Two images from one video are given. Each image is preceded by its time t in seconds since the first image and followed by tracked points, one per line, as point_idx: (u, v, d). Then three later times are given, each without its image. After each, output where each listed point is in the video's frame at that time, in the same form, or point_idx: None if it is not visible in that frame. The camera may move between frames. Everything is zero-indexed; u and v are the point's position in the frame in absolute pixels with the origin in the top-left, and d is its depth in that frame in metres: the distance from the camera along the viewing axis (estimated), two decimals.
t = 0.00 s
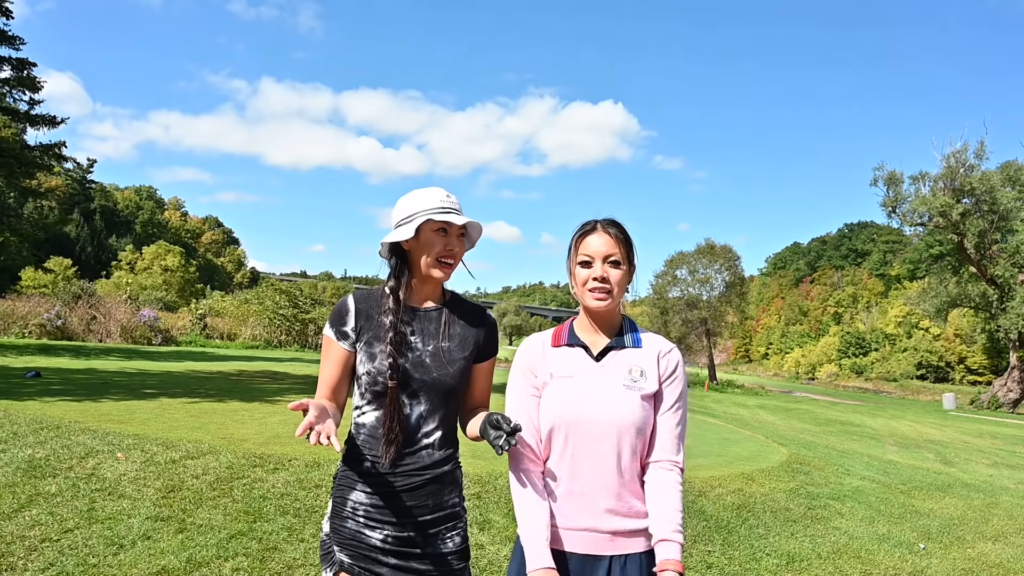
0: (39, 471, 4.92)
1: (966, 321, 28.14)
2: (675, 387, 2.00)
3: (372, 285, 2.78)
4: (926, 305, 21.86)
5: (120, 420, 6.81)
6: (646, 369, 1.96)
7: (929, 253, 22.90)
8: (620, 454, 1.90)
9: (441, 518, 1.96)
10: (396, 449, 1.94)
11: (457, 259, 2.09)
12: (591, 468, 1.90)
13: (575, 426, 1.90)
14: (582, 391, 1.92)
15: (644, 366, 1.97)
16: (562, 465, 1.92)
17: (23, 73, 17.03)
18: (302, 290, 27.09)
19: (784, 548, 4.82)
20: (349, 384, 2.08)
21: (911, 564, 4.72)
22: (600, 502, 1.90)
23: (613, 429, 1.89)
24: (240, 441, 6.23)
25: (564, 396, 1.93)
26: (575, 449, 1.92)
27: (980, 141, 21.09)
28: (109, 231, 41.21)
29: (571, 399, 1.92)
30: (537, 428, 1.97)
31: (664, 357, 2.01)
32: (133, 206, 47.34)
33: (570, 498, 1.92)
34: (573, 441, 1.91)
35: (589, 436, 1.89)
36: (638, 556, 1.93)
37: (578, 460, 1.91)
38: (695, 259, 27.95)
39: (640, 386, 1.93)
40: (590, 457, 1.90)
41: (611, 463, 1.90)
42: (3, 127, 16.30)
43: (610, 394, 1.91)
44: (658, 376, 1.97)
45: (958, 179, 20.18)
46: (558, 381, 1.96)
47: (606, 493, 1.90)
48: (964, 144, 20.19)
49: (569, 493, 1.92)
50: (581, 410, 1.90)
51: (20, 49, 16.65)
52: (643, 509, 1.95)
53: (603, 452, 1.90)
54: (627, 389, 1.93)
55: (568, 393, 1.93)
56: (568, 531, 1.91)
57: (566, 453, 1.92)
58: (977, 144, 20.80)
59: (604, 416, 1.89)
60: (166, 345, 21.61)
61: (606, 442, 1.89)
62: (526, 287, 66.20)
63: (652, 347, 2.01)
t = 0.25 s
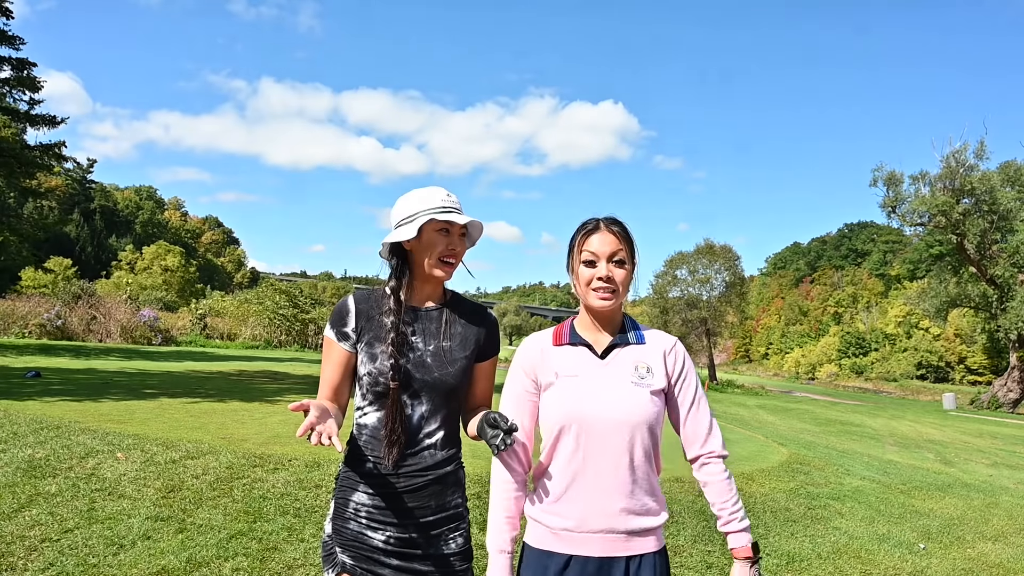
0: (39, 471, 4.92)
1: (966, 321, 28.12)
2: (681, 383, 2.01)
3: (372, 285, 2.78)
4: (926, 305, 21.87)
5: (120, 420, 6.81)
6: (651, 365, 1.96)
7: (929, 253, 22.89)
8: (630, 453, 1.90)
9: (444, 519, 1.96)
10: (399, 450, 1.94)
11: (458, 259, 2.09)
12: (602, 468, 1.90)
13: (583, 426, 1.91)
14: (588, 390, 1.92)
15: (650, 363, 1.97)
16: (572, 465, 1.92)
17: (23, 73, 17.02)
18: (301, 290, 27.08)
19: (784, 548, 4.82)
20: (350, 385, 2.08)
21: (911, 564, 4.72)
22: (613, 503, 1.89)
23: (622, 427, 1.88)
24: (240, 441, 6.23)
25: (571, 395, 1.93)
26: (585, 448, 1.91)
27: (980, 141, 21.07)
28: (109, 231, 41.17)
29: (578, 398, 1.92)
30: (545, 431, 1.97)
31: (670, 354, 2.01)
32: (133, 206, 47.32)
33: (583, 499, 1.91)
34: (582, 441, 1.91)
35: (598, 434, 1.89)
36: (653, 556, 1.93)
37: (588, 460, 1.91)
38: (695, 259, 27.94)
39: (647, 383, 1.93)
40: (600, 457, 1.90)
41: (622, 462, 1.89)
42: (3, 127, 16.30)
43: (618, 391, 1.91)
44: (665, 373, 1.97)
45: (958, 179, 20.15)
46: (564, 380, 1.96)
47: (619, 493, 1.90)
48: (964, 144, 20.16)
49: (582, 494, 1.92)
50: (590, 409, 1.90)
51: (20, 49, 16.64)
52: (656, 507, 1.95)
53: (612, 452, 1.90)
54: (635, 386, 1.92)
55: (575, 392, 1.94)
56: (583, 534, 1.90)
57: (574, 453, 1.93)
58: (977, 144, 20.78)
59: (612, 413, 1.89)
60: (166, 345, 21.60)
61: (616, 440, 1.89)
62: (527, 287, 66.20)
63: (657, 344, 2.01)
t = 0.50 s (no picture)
0: (39, 471, 4.92)
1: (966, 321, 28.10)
2: (685, 384, 2.02)
3: (371, 285, 2.78)
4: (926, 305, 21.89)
5: (120, 420, 6.81)
6: (656, 365, 1.97)
7: (929, 253, 22.89)
8: (635, 455, 1.90)
9: (447, 521, 1.96)
10: (402, 451, 1.94)
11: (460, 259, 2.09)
12: (606, 470, 1.91)
13: (588, 426, 1.91)
14: (593, 391, 1.93)
15: (654, 363, 1.98)
16: (576, 467, 1.93)
17: (23, 73, 17.03)
18: (301, 290, 27.08)
19: (784, 548, 4.82)
20: (353, 386, 2.08)
21: (911, 564, 4.72)
22: (619, 504, 1.90)
23: (628, 427, 1.89)
24: (240, 441, 6.23)
25: (576, 396, 1.94)
26: (591, 449, 1.92)
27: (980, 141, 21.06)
28: (109, 231, 41.16)
29: (584, 398, 1.93)
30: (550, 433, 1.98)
31: (675, 354, 2.02)
32: (133, 206, 47.32)
33: (588, 501, 1.92)
34: (587, 442, 1.92)
35: (602, 436, 1.90)
36: (661, 556, 1.93)
37: (594, 462, 1.92)
38: (695, 259, 27.93)
39: (652, 384, 1.94)
40: (606, 458, 1.91)
41: (628, 462, 1.90)
42: (3, 127, 16.31)
43: (621, 393, 1.92)
44: (669, 375, 1.98)
45: (958, 179, 20.13)
46: (568, 383, 1.96)
47: (626, 493, 1.90)
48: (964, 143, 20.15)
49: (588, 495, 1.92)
50: (596, 410, 1.91)
51: (20, 49, 16.64)
52: (663, 507, 1.95)
53: (618, 452, 1.90)
54: (640, 387, 1.93)
55: (580, 393, 1.94)
56: (590, 536, 1.90)
57: (579, 455, 1.93)
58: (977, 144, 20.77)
59: (617, 413, 1.90)
60: (166, 345, 21.60)
61: (622, 440, 1.90)
62: (527, 288, 66.20)
63: (662, 344, 2.01)
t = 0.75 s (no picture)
0: (39, 471, 4.92)
1: (966, 321, 28.08)
2: (687, 387, 2.02)
3: (371, 284, 2.78)
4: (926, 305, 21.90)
5: (120, 420, 6.81)
6: (658, 368, 1.97)
7: (929, 253, 22.87)
8: (634, 457, 1.90)
9: (449, 522, 1.95)
10: (403, 452, 1.94)
11: (459, 258, 2.09)
12: (605, 472, 1.91)
13: (590, 427, 1.91)
14: (595, 392, 1.93)
15: (656, 364, 1.97)
16: (577, 468, 1.93)
17: (23, 73, 17.02)
18: (301, 290, 27.07)
19: (784, 548, 4.82)
20: (355, 386, 2.09)
21: (911, 563, 4.72)
22: (618, 505, 1.90)
23: (630, 429, 1.89)
24: (240, 441, 6.23)
25: (577, 397, 1.94)
26: (592, 450, 1.92)
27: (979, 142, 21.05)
28: (109, 231, 41.15)
29: (586, 400, 1.93)
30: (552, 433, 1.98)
31: (676, 356, 2.01)
32: (133, 206, 47.31)
33: (589, 501, 1.92)
34: (588, 443, 1.92)
35: (603, 438, 1.90)
36: (660, 556, 1.93)
37: (594, 463, 1.92)
38: (695, 259, 27.92)
39: (654, 386, 1.94)
40: (606, 460, 1.91)
41: (628, 463, 1.90)
42: (3, 127, 16.32)
43: (622, 394, 1.92)
44: (670, 377, 1.98)
45: (957, 180, 20.11)
46: (570, 384, 1.96)
47: (625, 494, 1.90)
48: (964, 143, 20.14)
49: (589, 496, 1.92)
50: (598, 410, 1.91)
51: (20, 49, 16.63)
52: (663, 509, 1.95)
53: (619, 453, 1.90)
54: (641, 389, 1.93)
55: (581, 394, 1.94)
56: (588, 536, 1.90)
57: (580, 456, 1.93)
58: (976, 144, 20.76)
59: (620, 414, 1.89)
60: (166, 345, 21.59)
61: (623, 441, 1.90)
62: (527, 288, 66.19)
63: (664, 344, 2.01)
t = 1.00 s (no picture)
0: (39, 471, 4.92)
1: (966, 321, 28.07)
2: (689, 388, 1.97)
3: (373, 284, 2.78)
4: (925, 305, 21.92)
5: (120, 420, 6.81)
6: (657, 370, 1.93)
7: (929, 253, 22.87)
8: (628, 459, 1.89)
9: (450, 522, 1.95)
10: (404, 453, 1.94)
11: (456, 257, 2.08)
12: (599, 472, 1.90)
13: (584, 429, 1.92)
14: (591, 394, 1.93)
15: (655, 366, 1.94)
16: (570, 467, 1.94)
17: (23, 73, 17.03)
18: (301, 290, 27.08)
19: (784, 549, 4.82)
20: (355, 386, 2.09)
21: (911, 563, 4.72)
22: (610, 505, 1.90)
23: (624, 431, 1.88)
24: (240, 441, 6.23)
25: (574, 397, 1.95)
26: (586, 451, 1.92)
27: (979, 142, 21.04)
28: (109, 231, 41.14)
29: (581, 401, 1.94)
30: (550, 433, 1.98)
31: (676, 357, 1.97)
32: (133, 206, 47.29)
33: (582, 499, 1.93)
34: (583, 445, 1.92)
35: (598, 440, 1.90)
36: (654, 555, 1.91)
37: (588, 464, 1.92)
38: (695, 259, 27.91)
39: (651, 390, 1.91)
40: (600, 461, 1.90)
41: (621, 465, 1.89)
42: (4, 127, 16.34)
43: (618, 396, 1.90)
44: (670, 380, 1.94)
45: (957, 180, 20.10)
46: (568, 385, 1.97)
47: (617, 495, 1.90)
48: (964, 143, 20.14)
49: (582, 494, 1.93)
50: (592, 412, 1.91)
51: (20, 49, 16.64)
52: (658, 510, 1.93)
53: (613, 455, 1.89)
54: (637, 393, 1.91)
55: (577, 395, 1.95)
56: (580, 532, 1.91)
57: (574, 457, 1.93)
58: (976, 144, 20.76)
59: (615, 416, 1.88)
60: (166, 345, 21.58)
61: (616, 443, 1.89)
62: (527, 288, 66.19)
63: (664, 346, 1.97)
